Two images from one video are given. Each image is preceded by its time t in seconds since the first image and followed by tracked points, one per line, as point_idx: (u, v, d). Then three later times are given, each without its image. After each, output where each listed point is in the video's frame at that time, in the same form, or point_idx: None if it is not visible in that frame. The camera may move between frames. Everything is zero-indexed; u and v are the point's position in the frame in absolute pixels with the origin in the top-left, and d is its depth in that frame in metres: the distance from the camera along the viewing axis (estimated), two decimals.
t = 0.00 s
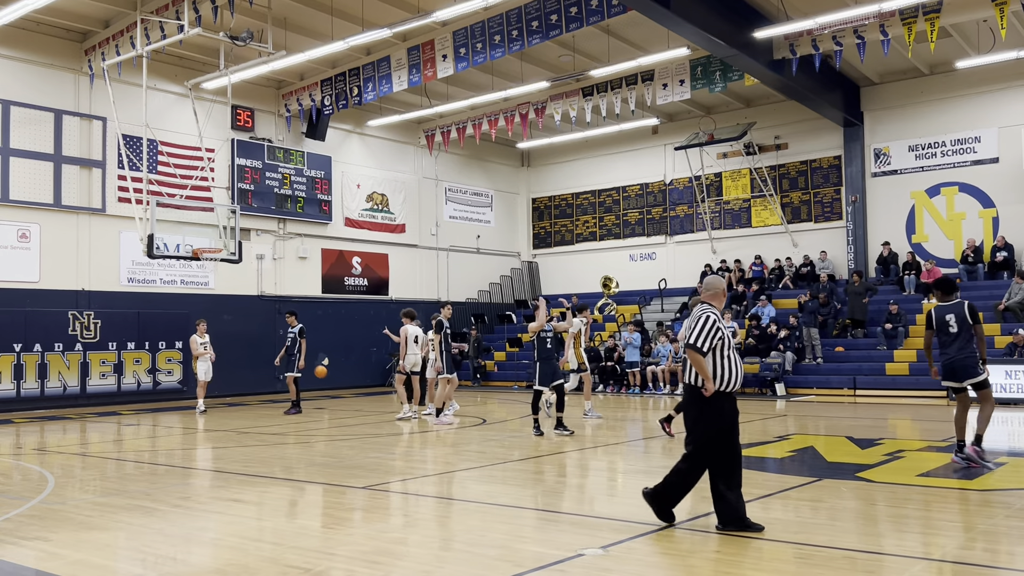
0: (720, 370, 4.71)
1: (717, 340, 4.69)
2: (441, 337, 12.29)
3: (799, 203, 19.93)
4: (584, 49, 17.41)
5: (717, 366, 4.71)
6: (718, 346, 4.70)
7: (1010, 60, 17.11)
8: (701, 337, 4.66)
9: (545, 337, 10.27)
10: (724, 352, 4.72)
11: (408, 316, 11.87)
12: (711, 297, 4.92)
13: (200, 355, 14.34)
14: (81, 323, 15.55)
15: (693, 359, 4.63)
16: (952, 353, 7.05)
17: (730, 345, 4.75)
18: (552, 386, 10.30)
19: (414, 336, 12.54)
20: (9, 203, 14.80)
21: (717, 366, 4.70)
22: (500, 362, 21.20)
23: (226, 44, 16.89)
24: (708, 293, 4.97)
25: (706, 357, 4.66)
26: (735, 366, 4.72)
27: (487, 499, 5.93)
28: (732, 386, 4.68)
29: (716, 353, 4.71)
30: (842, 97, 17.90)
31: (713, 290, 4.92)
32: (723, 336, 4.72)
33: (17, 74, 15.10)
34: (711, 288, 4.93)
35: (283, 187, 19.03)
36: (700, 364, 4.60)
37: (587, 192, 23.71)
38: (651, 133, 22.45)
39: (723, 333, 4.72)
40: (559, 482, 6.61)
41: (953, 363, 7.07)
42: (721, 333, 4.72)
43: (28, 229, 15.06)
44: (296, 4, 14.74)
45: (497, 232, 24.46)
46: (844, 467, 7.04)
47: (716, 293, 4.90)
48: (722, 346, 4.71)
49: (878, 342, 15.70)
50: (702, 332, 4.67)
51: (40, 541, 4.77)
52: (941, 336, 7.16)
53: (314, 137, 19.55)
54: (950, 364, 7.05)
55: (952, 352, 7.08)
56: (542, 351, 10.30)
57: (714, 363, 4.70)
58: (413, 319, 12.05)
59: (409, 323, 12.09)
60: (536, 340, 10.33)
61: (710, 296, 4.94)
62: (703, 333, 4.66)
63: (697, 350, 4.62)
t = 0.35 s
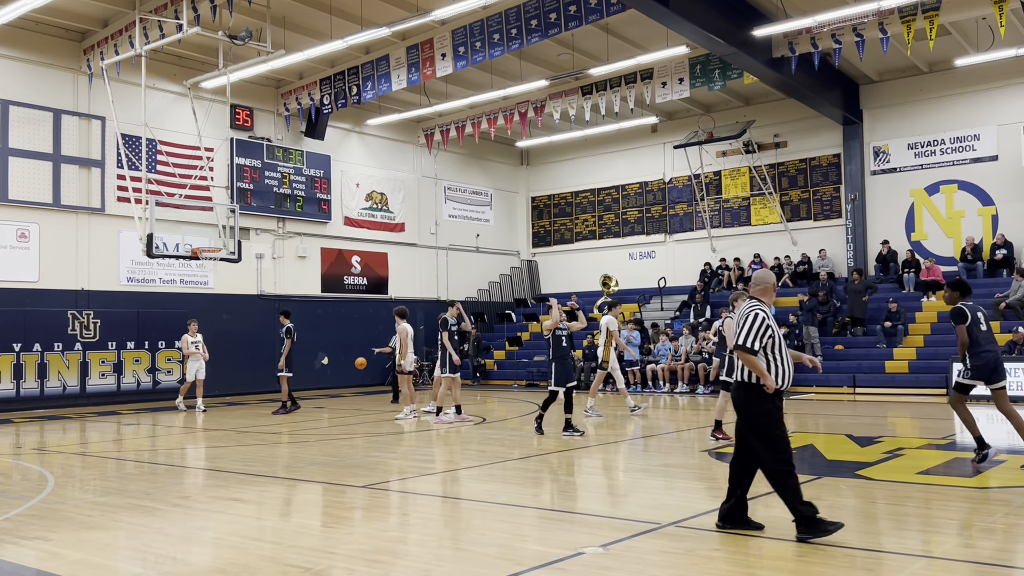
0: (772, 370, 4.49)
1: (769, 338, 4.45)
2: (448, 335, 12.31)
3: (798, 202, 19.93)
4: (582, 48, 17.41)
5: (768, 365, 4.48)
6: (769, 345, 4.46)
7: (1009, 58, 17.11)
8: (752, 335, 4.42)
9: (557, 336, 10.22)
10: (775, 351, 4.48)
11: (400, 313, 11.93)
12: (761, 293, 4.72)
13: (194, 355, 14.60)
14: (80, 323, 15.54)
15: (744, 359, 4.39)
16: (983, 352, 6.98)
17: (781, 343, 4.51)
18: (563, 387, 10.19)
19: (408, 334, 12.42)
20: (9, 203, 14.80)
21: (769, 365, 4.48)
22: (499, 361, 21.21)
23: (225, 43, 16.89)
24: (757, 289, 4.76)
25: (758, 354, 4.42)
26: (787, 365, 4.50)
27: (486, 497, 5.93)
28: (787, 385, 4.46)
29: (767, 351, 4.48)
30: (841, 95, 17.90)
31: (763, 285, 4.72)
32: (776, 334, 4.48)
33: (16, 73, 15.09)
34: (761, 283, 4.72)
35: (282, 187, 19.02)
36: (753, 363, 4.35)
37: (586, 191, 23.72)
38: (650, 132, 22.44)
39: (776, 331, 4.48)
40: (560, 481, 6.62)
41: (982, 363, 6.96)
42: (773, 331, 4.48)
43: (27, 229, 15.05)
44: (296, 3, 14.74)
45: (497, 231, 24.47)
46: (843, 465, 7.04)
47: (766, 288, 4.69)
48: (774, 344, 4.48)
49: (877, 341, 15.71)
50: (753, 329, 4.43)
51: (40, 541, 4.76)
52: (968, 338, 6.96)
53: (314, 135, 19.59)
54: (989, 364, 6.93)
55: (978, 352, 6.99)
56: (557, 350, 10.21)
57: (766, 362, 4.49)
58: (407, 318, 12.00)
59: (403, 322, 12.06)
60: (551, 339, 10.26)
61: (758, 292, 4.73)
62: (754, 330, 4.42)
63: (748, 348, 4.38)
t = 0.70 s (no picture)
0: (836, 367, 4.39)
1: (831, 334, 4.34)
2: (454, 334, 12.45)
3: (797, 200, 19.94)
4: (581, 46, 17.42)
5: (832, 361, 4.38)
6: (831, 340, 4.36)
7: (1008, 56, 17.11)
8: (815, 332, 4.30)
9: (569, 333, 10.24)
10: (838, 347, 4.38)
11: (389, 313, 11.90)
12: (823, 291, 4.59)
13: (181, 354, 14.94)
14: (79, 322, 15.54)
15: (808, 356, 4.27)
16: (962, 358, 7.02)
17: (842, 338, 4.42)
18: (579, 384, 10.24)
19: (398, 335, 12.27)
20: (7, 203, 14.78)
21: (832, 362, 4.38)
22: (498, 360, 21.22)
23: (224, 42, 16.88)
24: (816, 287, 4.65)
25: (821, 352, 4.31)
26: (850, 361, 4.40)
27: (486, 496, 5.93)
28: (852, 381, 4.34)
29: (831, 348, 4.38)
30: (840, 93, 17.90)
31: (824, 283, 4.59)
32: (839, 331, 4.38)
33: (15, 73, 15.07)
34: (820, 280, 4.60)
35: (281, 186, 19.01)
36: (817, 361, 4.25)
37: (585, 189, 23.72)
38: (649, 130, 22.43)
39: (838, 328, 4.38)
40: (559, 480, 6.62)
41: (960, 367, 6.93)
42: (835, 329, 4.37)
43: (26, 229, 15.03)
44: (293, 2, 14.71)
45: (496, 230, 24.48)
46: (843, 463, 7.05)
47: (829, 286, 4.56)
48: (835, 341, 4.37)
49: (877, 338, 15.71)
50: (815, 326, 4.32)
51: (40, 541, 4.76)
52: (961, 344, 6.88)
53: (313, 134, 19.60)
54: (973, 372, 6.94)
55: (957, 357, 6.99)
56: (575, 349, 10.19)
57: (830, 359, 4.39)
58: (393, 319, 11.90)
59: (391, 323, 11.99)
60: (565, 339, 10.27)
61: (818, 287, 4.61)
62: (817, 328, 4.31)
63: (812, 346, 4.27)
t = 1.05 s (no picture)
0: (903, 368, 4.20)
1: (896, 335, 4.17)
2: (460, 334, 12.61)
3: (796, 198, 19.94)
4: (580, 45, 17.43)
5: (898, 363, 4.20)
6: (896, 341, 4.19)
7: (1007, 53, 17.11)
8: (877, 334, 4.14)
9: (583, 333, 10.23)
10: (905, 348, 4.19)
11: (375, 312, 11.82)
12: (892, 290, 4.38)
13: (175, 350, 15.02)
14: (79, 322, 15.53)
15: (872, 358, 4.12)
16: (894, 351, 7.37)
17: (910, 339, 4.23)
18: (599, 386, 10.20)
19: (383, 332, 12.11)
20: (6, 203, 14.77)
21: (899, 363, 4.20)
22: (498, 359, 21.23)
23: (222, 41, 16.86)
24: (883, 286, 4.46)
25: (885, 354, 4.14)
26: (921, 363, 4.19)
27: (485, 495, 5.93)
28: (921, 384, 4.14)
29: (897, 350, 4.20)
30: (839, 92, 17.90)
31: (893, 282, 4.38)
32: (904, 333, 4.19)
33: (14, 73, 15.06)
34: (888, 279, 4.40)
35: (280, 185, 18.99)
36: (880, 363, 4.09)
37: (584, 188, 23.72)
38: (648, 129, 22.43)
39: (904, 329, 4.19)
40: (559, 478, 6.62)
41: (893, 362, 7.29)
42: (901, 330, 4.18)
43: (25, 229, 15.02)
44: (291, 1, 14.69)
45: (496, 228, 24.48)
46: (842, 461, 7.06)
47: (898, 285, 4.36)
48: (901, 343, 4.19)
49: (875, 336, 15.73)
50: (879, 327, 4.16)
51: (40, 540, 4.76)
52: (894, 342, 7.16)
53: (310, 134, 19.48)
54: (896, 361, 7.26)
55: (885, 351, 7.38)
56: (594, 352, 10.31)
57: (896, 360, 4.20)
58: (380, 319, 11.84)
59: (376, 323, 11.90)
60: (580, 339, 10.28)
61: (884, 284, 4.42)
62: (880, 329, 4.15)
63: (874, 347, 4.11)
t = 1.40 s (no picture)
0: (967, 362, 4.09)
1: (959, 330, 4.04)
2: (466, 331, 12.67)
3: (794, 196, 19.94)
4: (578, 43, 17.41)
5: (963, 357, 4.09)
6: (958, 335, 4.07)
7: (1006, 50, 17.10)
8: (940, 328, 4.03)
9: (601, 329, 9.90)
10: (971, 342, 4.07)
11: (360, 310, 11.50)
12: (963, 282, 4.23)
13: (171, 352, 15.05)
14: (77, 322, 15.52)
15: (932, 354, 4.01)
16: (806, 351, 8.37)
17: (975, 333, 4.09)
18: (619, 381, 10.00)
19: (363, 331, 11.75)
20: (4, 203, 14.75)
21: (963, 357, 4.08)
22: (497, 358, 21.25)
23: (220, 41, 16.85)
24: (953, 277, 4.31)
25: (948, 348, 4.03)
26: (985, 355, 4.08)
27: (485, 494, 5.93)
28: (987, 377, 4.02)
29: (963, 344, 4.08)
30: (837, 89, 17.90)
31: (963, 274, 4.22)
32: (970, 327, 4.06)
33: (13, 73, 15.06)
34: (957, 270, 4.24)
35: (279, 184, 18.98)
36: (943, 359, 3.97)
37: (583, 186, 23.71)
38: (647, 127, 22.43)
39: (971, 323, 4.06)
40: (559, 476, 6.62)
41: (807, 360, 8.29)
42: (967, 325, 4.05)
43: (23, 229, 15.00)
44: None
45: (495, 227, 24.47)
46: (841, 458, 7.07)
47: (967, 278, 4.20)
48: (966, 337, 4.07)
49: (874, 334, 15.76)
50: (940, 321, 4.03)
51: (39, 540, 4.76)
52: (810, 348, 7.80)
53: (308, 133, 19.36)
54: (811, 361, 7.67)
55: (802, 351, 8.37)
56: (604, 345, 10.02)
57: (961, 354, 4.09)
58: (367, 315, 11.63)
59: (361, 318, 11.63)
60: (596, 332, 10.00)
61: (949, 275, 4.22)
62: (944, 323, 4.03)
63: (935, 342, 4.00)
